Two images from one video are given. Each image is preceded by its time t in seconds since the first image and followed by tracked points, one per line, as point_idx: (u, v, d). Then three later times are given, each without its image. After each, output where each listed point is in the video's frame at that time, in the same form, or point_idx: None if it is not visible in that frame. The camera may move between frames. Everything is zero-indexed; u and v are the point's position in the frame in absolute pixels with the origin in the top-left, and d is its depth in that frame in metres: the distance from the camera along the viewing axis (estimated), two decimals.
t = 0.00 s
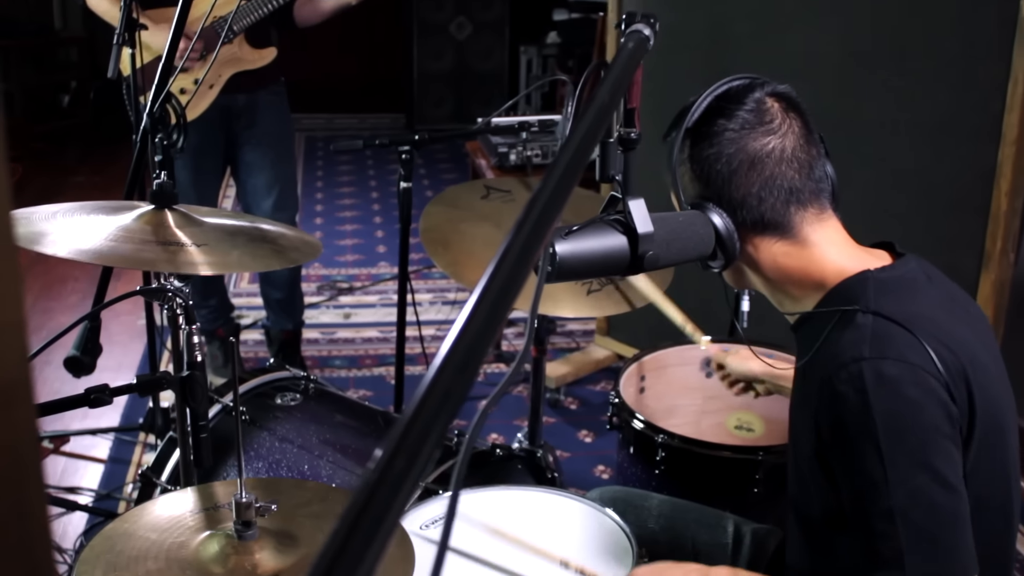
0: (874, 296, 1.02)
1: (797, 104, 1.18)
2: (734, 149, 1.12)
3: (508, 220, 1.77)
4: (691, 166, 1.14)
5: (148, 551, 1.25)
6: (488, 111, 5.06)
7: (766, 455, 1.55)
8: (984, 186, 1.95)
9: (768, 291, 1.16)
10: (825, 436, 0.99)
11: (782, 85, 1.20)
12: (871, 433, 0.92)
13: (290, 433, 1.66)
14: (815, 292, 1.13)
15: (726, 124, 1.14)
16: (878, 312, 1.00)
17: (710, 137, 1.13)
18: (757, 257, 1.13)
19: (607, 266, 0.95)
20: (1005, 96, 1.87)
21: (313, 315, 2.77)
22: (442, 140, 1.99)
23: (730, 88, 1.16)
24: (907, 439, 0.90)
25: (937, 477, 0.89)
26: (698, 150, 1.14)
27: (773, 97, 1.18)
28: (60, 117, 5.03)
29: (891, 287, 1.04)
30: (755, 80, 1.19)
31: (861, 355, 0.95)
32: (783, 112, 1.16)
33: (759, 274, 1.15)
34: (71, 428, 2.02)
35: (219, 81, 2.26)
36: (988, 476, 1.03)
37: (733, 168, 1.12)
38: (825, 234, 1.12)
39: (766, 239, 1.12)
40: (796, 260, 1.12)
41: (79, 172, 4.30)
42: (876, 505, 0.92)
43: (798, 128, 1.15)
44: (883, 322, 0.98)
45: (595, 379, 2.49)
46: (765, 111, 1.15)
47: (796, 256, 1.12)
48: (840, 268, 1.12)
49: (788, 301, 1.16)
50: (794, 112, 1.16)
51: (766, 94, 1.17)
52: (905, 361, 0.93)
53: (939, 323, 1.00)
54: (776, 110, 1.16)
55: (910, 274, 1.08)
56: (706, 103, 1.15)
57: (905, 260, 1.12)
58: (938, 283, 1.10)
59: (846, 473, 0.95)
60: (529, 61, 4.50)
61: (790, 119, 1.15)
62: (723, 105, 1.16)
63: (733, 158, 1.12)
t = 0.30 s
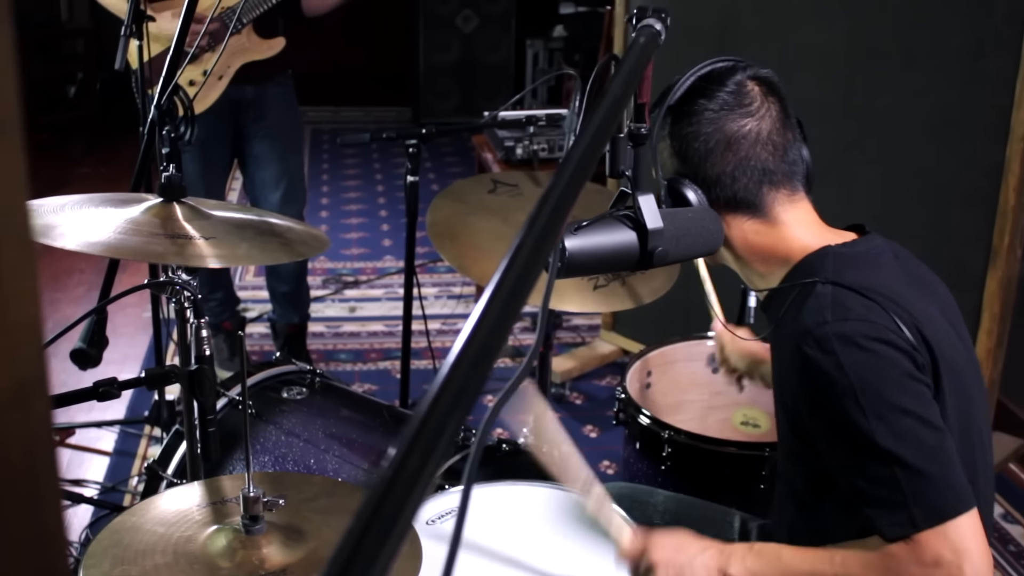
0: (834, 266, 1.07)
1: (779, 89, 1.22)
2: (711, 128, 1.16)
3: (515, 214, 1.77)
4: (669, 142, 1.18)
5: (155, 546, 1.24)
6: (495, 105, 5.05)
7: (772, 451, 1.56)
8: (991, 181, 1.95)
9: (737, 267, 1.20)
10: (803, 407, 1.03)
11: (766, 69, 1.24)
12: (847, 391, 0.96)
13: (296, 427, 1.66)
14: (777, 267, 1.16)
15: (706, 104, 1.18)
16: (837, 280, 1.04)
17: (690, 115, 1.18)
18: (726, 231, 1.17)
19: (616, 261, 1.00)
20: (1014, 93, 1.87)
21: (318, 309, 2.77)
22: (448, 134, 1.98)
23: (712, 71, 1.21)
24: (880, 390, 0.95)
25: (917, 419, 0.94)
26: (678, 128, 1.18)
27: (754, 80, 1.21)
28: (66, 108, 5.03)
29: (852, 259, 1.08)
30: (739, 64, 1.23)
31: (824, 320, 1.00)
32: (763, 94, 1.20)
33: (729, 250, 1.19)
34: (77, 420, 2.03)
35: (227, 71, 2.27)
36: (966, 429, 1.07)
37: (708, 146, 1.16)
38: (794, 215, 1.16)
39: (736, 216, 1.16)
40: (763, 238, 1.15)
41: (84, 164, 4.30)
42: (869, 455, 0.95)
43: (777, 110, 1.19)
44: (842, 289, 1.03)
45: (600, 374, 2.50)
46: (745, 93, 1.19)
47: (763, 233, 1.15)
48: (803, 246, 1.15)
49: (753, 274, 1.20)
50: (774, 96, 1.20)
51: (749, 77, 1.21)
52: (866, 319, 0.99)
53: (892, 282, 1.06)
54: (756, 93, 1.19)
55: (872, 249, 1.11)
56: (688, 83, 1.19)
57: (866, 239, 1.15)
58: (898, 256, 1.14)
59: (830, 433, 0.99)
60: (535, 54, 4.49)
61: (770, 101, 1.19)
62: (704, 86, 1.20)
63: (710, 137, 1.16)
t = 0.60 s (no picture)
0: (809, 251, 1.09)
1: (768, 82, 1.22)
2: (694, 119, 1.17)
3: (521, 210, 1.77)
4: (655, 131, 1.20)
5: (162, 539, 1.24)
6: (498, 102, 5.04)
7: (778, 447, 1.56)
8: (996, 179, 1.98)
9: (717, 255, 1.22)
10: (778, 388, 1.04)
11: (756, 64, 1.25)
12: (820, 367, 0.98)
13: (300, 422, 1.66)
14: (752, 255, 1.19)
15: (692, 96, 1.20)
16: (810, 264, 1.07)
17: (676, 105, 1.20)
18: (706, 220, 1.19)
19: (624, 257, 1.01)
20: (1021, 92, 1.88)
21: (322, 304, 2.76)
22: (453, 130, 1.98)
23: (701, 63, 1.22)
24: (852, 364, 0.97)
25: (887, 392, 0.96)
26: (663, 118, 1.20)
27: (743, 73, 1.23)
28: (70, 102, 5.04)
29: (827, 244, 1.10)
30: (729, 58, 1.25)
31: (796, 300, 1.02)
32: (751, 88, 1.21)
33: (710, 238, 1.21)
34: (81, 414, 2.02)
35: (234, 67, 2.28)
36: (943, 416, 1.08)
37: (692, 136, 1.18)
38: (772, 206, 1.18)
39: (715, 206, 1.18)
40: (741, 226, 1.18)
41: (88, 159, 4.29)
42: (843, 430, 0.97)
43: (762, 105, 1.20)
44: (815, 271, 1.05)
45: (604, 371, 2.50)
46: (732, 84, 1.20)
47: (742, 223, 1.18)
48: (780, 237, 1.17)
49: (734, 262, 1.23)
50: (762, 89, 1.21)
51: (737, 70, 1.22)
52: (837, 297, 1.01)
53: (863, 264, 1.08)
54: (743, 86, 1.21)
55: (843, 237, 1.13)
56: (676, 75, 1.21)
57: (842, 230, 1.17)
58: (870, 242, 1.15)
59: (805, 413, 1.00)
60: (540, 51, 4.48)
61: (757, 95, 1.20)
62: (692, 78, 1.21)
63: (692, 128, 1.17)
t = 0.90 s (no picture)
0: (860, 271, 1.02)
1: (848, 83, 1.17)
2: (776, 112, 1.11)
3: (526, 213, 1.77)
4: (729, 116, 1.13)
5: (167, 542, 1.23)
6: (503, 103, 5.05)
7: (783, 451, 1.54)
8: (1000, 181, 1.98)
9: (770, 257, 1.16)
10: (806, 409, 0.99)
11: (835, 62, 1.20)
12: (851, 401, 0.92)
13: (305, 424, 1.66)
14: (810, 261, 1.13)
15: (773, 86, 1.13)
16: (859, 286, 1.00)
17: (756, 93, 1.13)
18: (768, 220, 1.12)
19: (631, 260, 1.01)
20: None
21: (326, 306, 2.76)
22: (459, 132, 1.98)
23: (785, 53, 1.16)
24: (884, 405, 0.91)
25: (917, 441, 0.90)
26: (739, 105, 1.13)
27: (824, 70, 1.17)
28: (74, 104, 5.05)
29: (881, 266, 1.03)
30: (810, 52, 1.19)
31: (841, 325, 0.95)
32: (833, 88, 1.15)
33: (766, 239, 1.15)
34: (86, 416, 2.02)
35: (239, 70, 2.28)
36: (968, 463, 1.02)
37: (770, 128, 1.11)
38: (837, 212, 1.12)
39: (779, 206, 1.12)
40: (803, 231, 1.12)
41: (92, 160, 4.30)
42: (862, 470, 0.92)
43: (842, 106, 1.15)
44: (863, 296, 0.98)
45: (608, 373, 2.50)
46: (814, 81, 1.14)
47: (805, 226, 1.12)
48: (842, 243, 1.12)
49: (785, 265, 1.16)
50: (843, 90, 1.16)
51: (819, 66, 1.17)
52: (881, 330, 0.94)
53: (917, 296, 1.00)
54: (825, 84, 1.15)
55: (906, 255, 1.07)
56: (759, 63, 1.14)
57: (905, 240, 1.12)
58: (931, 266, 1.09)
59: (827, 442, 0.95)
60: (544, 53, 4.48)
61: (838, 96, 1.15)
62: (774, 68, 1.15)
63: (772, 120, 1.11)
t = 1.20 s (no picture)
0: (926, 291, 1.00)
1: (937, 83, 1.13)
2: (863, 111, 1.07)
3: (530, 214, 1.77)
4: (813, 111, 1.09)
5: (171, 542, 1.23)
6: (506, 104, 5.05)
7: (786, 452, 1.54)
8: (1003, 182, 1.96)
9: (836, 260, 1.12)
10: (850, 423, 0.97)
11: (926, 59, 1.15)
12: (897, 429, 0.91)
13: (308, 425, 1.66)
14: (876, 270, 1.09)
15: (861, 83, 1.09)
16: (926, 310, 0.98)
17: (842, 90, 1.08)
18: (840, 223, 1.09)
19: (634, 260, 1.06)
20: None
21: (329, 307, 2.76)
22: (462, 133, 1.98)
23: (877, 48, 1.11)
24: (930, 439, 0.90)
25: (960, 483, 0.90)
26: (824, 99, 1.09)
27: (914, 67, 1.12)
28: (77, 104, 5.07)
29: (948, 287, 1.01)
30: (902, 47, 1.14)
31: (899, 349, 0.93)
32: (922, 88, 1.11)
33: (833, 242, 1.12)
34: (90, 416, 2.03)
35: (242, 71, 2.28)
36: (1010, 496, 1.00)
37: (853, 127, 1.07)
38: (911, 222, 1.08)
39: (852, 209, 1.09)
40: (873, 238, 1.08)
41: (96, 161, 4.32)
42: (894, 498, 0.92)
43: (930, 109, 1.10)
44: (927, 320, 0.96)
45: (611, 374, 2.49)
46: (903, 80, 1.10)
47: (879, 234, 1.08)
48: (914, 256, 1.08)
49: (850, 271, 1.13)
50: (932, 91, 1.11)
51: (910, 64, 1.12)
52: (940, 363, 0.92)
53: (984, 325, 0.98)
54: (914, 85, 1.10)
55: (975, 279, 1.04)
56: (849, 56, 1.09)
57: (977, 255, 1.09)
58: (1002, 290, 1.06)
59: (863, 460, 0.94)
60: (546, 54, 4.48)
61: (927, 98, 1.11)
62: (864, 63, 1.10)
63: (858, 120, 1.07)
